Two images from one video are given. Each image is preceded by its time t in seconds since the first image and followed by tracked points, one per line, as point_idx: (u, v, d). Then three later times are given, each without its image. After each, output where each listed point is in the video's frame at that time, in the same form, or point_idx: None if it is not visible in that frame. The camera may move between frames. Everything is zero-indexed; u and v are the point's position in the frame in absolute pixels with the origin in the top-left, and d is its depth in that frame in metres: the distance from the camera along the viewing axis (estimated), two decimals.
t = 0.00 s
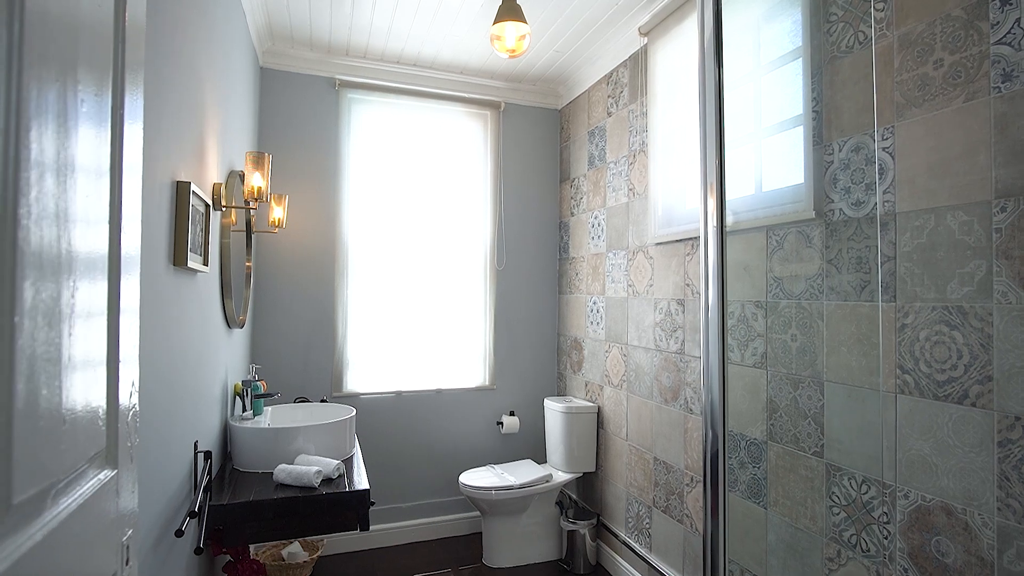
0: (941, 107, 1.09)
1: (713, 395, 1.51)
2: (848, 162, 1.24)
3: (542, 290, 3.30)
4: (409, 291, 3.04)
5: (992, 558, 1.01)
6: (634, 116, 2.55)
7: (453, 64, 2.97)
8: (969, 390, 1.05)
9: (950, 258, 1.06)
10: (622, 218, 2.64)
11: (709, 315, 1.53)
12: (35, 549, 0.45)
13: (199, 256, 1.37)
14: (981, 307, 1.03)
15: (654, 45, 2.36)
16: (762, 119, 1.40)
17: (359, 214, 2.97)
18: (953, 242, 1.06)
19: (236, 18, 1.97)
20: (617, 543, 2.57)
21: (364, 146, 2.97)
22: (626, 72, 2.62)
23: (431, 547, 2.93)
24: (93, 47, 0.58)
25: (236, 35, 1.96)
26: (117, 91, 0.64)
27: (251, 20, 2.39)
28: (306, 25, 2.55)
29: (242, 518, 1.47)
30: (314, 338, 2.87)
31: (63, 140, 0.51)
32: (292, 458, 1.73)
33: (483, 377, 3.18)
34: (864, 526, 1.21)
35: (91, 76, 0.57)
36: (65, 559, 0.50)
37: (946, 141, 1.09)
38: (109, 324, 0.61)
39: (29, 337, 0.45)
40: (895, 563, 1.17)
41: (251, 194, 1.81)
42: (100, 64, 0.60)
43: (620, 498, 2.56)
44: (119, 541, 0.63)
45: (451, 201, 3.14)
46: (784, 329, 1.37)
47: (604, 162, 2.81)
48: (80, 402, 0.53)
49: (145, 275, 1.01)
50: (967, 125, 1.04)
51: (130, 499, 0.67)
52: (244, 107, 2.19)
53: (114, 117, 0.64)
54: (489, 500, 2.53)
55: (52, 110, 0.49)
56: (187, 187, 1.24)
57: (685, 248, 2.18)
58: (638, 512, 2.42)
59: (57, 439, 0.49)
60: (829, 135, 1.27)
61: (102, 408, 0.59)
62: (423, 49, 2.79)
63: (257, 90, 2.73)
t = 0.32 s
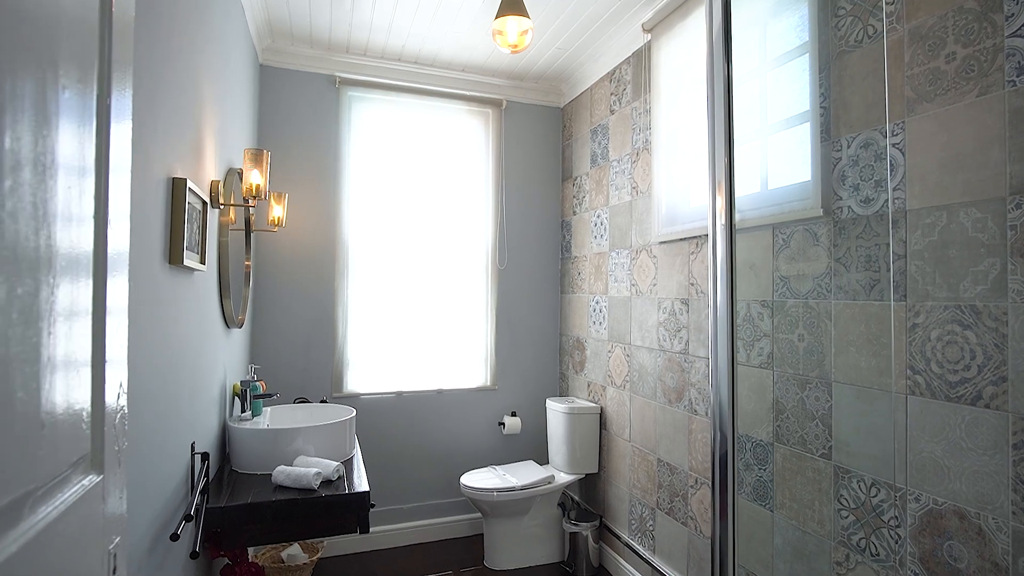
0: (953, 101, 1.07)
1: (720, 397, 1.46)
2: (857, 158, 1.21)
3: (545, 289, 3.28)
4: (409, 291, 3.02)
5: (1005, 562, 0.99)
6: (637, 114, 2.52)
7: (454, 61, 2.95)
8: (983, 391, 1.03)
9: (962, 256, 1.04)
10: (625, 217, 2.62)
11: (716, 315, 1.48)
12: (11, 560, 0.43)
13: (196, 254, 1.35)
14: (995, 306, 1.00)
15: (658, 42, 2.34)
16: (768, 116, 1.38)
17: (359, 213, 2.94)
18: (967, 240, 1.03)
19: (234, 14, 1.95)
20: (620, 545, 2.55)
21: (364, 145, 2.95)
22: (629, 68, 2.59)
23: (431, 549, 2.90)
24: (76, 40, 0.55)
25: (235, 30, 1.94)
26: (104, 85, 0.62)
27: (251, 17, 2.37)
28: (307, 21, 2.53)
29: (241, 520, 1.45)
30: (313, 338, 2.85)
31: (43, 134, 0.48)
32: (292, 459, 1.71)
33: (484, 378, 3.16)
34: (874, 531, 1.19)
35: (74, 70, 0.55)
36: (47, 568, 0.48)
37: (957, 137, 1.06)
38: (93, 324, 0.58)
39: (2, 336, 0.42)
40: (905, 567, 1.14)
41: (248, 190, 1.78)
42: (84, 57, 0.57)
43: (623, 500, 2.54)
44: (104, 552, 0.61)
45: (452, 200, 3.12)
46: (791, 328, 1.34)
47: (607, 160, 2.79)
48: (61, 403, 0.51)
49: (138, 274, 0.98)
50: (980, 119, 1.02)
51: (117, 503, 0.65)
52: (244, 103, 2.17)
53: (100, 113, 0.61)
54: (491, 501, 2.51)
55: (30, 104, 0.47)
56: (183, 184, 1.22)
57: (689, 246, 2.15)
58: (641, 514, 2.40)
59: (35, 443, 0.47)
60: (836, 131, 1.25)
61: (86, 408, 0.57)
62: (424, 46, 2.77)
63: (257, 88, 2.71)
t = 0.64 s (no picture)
0: (964, 97, 1.05)
1: (730, 397, 1.48)
2: (866, 155, 1.18)
3: (547, 289, 3.26)
4: (410, 291, 3.00)
5: (1020, 568, 0.97)
6: (640, 112, 2.50)
7: (455, 59, 2.93)
8: (996, 392, 1.00)
9: (976, 254, 1.01)
10: (628, 216, 2.59)
11: (727, 314, 1.49)
12: None
13: (192, 253, 1.33)
14: (1010, 306, 0.97)
15: (662, 39, 2.32)
16: (774, 113, 1.37)
17: (359, 212, 2.92)
18: (980, 237, 1.00)
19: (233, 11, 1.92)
20: (623, 548, 2.52)
21: (364, 143, 2.93)
22: (632, 66, 2.57)
23: (432, 551, 2.88)
24: (57, 28, 0.53)
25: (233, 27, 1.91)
26: (89, 78, 0.59)
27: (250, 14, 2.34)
28: (306, 18, 2.50)
29: (238, 524, 1.42)
30: (314, 338, 2.83)
31: (18, 126, 0.46)
32: (291, 460, 1.69)
33: (486, 378, 3.14)
34: (884, 535, 1.17)
35: (54, 62, 0.52)
36: None
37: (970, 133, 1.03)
38: (76, 323, 0.56)
39: None
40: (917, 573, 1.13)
41: (247, 188, 1.76)
42: (66, 48, 0.54)
43: (626, 502, 2.52)
44: (91, 561, 0.58)
45: (453, 199, 3.10)
46: (799, 329, 1.32)
47: (610, 158, 2.77)
48: (38, 405, 0.49)
49: (131, 272, 0.97)
50: (994, 114, 0.99)
51: (103, 509, 0.63)
52: (242, 101, 2.15)
53: (84, 106, 0.59)
54: (492, 503, 2.49)
55: (3, 92, 0.44)
56: (178, 180, 1.20)
57: (693, 245, 2.13)
58: (644, 516, 2.37)
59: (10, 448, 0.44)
60: (844, 128, 1.22)
61: (68, 410, 0.54)
62: (424, 44, 2.76)
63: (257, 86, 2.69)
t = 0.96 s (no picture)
0: (979, 93, 1.03)
1: (737, 398, 1.44)
2: (875, 151, 1.15)
3: (549, 289, 3.24)
4: (410, 290, 2.97)
5: None
6: (643, 109, 2.47)
7: (456, 56, 2.90)
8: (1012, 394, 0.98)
9: (991, 253, 0.99)
10: (631, 214, 2.57)
11: (737, 314, 1.44)
12: None
13: (189, 251, 1.31)
14: None
15: (665, 36, 2.29)
16: (780, 109, 1.34)
17: (359, 211, 2.90)
18: (995, 235, 0.98)
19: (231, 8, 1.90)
20: (626, 550, 2.50)
21: (365, 142, 2.91)
22: (636, 63, 2.55)
23: (433, 553, 2.86)
24: (35, 17, 0.50)
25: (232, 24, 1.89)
26: (71, 70, 0.57)
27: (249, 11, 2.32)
28: (306, 15, 2.48)
29: (236, 526, 1.40)
30: (314, 338, 2.81)
31: None
32: (290, 462, 1.66)
33: (487, 379, 3.12)
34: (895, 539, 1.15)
35: (32, 51, 0.50)
36: None
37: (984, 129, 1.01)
38: (57, 323, 0.54)
39: None
40: None
41: (245, 185, 1.73)
42: (45, 37, 0.52)
43: (629, 504, 2.49)
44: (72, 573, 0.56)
45: (454, 198, 3.07)
46: (806, 328, 1.30)
47: (613, 156, 2.74)
48: (15, 407, 0.46)
49: (119, 271, 0.94)
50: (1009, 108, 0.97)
51: (88, 516, 0.60)
52: (241, 99, 2.13)
53: (66, 100, 0.56)
54: (493, 505, 2.46)
55: None
56: (175, 176, 1.17)
57: (698, 245, 2.11)
58: (648, 519, 2.35)
59: None
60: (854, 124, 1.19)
61: (47, 413, 0.52)
62: (426, 41, 2.73)
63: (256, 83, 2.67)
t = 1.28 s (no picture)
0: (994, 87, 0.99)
1: (749, 403, 1.38)
2: (886, 149, 1.13)
3: (552, 289, 3.22)
4: (411, 290, 2.95)
5: None
6: (647, 107, 2.45)
7: (457, 54, 2.88)
8: None
9: (1007, 252, 0.96)
10: (635, 214, 2.54)
11: (747, 313, 1.39)
12: None
13: (184, 250, 1.28)
14: None
15: (669, 32, 2.27)
16: (787, 106, 1.31)
17: (360, 210, 2.88)
18: (1012, 233, 0.95)
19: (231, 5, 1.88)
20: (629, 553, 2.47)
21: (366, 140, 2.89)
22: (639, 60, 2.52)
23: (434, 555, 2.84)
24: (13, 7, 0.48)
25: (230, 21, 1.87)
26: (52, 60, 0.54)
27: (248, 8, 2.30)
28: (306, 12, 2.46)
29: (235, 529, 1.38)
30: (314, 338, 2.79)
31: None
32: (290, 464, 1.64)
33: (489, 380, 3.09)
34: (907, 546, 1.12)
35: (9, 41, 0.47)
36: None
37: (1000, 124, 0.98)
38: (35, 326, 0.51)
39: None
40: None
41: (241, 183, 1.70)
42: (21, 26, 0.49)
43: (633, 506, 2.47)
44: None
45: (456, 197, 3.05)
46: (814, 330, 1.27)
47: (616, 155, 2.71)
48: None
49: (109, 272, 0.92)
50: None
51: (72, 526, 0.58)
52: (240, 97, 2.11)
53: (47, 92, 0.54)
54: (495, 508, 2.44)
55: None
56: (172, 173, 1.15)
57: (703, 244, 2.08)
58: (652, 521, 2.32)
59: None
60: (864, 120, 1.17)
61: (25, 419, 0.49)
62: (427, 39, 2.71)
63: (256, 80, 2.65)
